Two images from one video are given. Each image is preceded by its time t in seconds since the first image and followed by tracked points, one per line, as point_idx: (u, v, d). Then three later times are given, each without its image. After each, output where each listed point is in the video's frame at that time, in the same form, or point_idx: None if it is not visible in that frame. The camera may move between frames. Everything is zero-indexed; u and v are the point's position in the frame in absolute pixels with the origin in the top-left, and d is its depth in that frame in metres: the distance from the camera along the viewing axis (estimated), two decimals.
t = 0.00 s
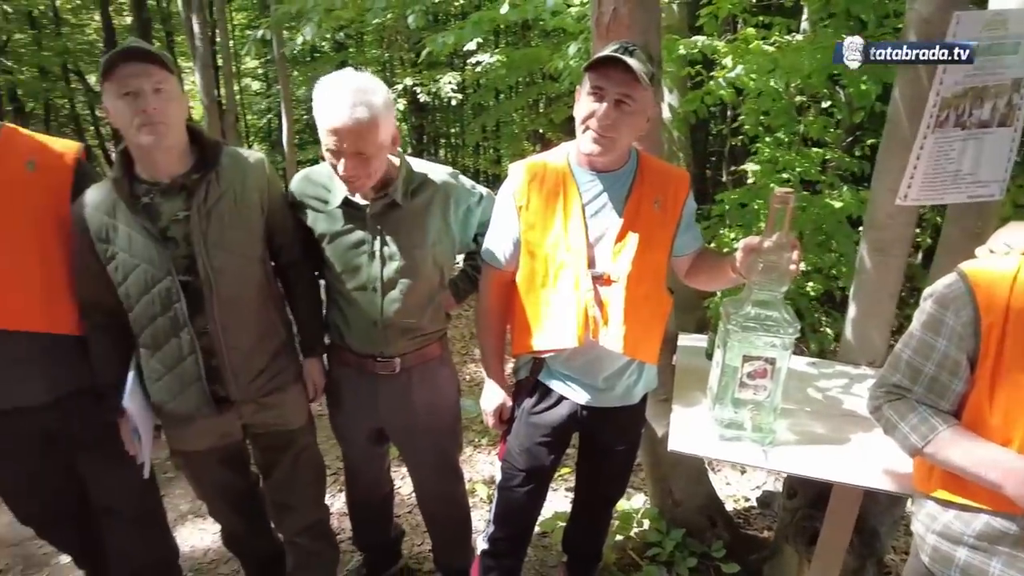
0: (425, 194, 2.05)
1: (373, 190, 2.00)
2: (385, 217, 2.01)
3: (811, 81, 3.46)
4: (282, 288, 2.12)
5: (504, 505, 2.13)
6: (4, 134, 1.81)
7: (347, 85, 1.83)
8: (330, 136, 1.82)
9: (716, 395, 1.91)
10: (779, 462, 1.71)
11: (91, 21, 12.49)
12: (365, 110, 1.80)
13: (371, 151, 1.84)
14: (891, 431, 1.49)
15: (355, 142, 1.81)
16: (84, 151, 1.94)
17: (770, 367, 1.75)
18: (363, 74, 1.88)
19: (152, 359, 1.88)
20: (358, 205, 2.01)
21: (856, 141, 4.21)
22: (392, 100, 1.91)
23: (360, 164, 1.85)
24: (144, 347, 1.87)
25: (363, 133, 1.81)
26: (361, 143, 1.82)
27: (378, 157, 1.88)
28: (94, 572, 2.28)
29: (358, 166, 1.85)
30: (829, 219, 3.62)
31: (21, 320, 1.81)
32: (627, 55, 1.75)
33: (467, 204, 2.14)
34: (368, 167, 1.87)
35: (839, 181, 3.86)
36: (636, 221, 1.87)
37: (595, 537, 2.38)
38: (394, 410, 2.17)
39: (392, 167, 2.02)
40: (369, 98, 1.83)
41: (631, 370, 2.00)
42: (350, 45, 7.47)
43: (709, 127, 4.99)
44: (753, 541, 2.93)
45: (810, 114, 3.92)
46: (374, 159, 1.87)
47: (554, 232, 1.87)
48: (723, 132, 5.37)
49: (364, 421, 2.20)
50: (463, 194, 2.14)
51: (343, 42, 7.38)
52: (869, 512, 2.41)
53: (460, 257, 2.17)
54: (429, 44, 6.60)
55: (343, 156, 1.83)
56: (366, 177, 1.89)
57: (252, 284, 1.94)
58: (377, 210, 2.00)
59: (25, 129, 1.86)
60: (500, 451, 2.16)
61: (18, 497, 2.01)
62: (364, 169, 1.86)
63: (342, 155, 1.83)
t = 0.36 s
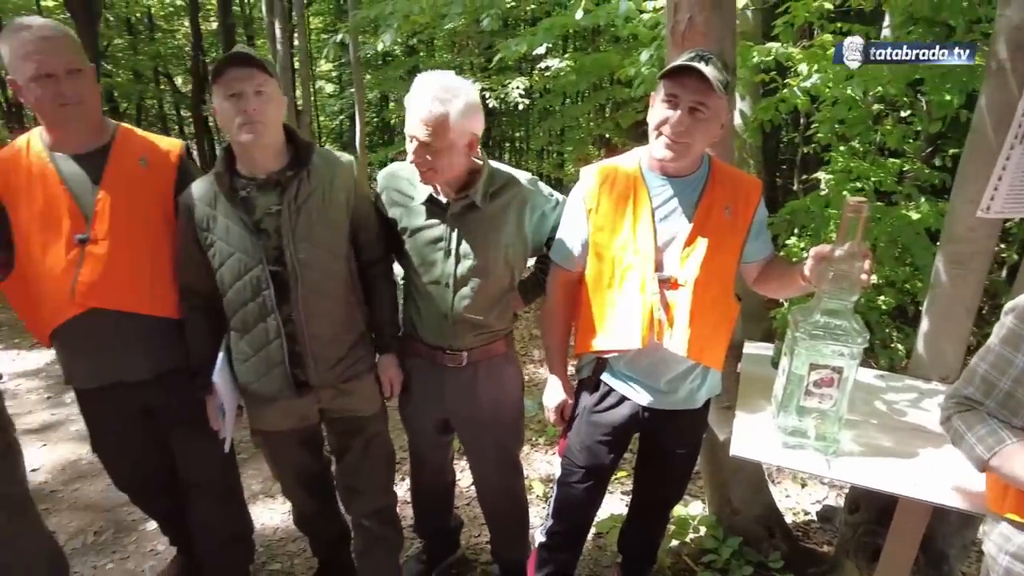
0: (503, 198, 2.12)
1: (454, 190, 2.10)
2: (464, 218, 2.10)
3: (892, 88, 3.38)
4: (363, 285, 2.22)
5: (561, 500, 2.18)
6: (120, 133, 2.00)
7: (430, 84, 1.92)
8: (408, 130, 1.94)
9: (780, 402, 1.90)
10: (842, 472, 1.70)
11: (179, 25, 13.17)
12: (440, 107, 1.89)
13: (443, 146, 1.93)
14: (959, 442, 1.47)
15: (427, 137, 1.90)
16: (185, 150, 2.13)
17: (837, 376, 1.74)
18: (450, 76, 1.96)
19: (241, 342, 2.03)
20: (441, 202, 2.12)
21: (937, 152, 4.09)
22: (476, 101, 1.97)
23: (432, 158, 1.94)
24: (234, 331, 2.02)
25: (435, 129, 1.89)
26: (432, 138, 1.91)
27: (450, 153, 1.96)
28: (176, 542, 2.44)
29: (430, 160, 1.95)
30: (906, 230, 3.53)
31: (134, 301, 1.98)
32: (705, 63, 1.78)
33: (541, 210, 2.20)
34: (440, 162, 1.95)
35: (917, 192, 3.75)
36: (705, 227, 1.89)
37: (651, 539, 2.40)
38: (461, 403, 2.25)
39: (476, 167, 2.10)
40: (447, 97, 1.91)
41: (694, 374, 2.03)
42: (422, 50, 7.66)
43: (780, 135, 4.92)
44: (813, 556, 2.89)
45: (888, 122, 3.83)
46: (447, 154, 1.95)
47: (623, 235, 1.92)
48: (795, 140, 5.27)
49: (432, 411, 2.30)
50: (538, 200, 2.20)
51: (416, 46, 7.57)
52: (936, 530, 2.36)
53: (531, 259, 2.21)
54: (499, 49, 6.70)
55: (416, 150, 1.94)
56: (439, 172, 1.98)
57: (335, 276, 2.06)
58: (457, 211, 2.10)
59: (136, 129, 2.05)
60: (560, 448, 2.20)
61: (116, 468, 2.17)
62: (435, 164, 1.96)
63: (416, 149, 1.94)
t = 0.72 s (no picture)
0: (557, 198, 2.21)
1: (510, 190, 2.18)
2: (519, 217, 2.19)
3: (941, 95, 3.37)
4: (420, 277, 2.34)
5: (602, 493, 2.24)
6: (197, 132, 2.14)
7: (493, 88, 2.03)
8: (469, 131, 2.04)
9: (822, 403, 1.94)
10: (883, 471, 1.73)
11: (230, 30, 13.60)
12: (499, 110, 1.99)
13: (499, 146, 2.02)
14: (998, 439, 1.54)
15: (485, 137, 2.01)
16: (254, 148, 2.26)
17: (880, 376, 1.79)
18: (513, 82, 2.05)
19: (304, 329, 2.16)
20: (498, 200, 2.22)
21: (989, 160, 4.04)
22: (535, 107, 2.06)
23: (489, 157, 2.04)
24: (299, 319, 2.16)
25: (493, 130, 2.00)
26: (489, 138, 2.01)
27: (506, 153, 2.04)
28: (233, 520, 2.57)
29: (487, 160, 2.05)
30: (954, 239, 3.50)
31: (206, 288, 2.12)
32: (752, 70, 1.83)
33: (593, 211, 2.27)
34: (496, 161, 2.04)
35: (967, 201, 3.72)
36: (751, 228, 1.95)
37: (689, 535, 2.44)
38: (507, 394, 2.34)
39: (532, 169, 2.19)
40: (507, 100, 2.01)
41: (738, 373, 2.07)
42: (466, 55, 7.80)
43: (826, 142, 4.91)
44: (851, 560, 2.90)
45: (937, 130, 3.81)
46: (503, 155, 2.04)
47: (670, 234, 1.98)
48: (841, 148, 5.24)
49: (479, 402, 2.39)
50: (590, 202, 2.26)
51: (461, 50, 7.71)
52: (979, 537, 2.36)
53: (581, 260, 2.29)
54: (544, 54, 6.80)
55: (475, 149, 2.04)
56: (495, 171, 2.07)
57: (392, 269, 2.17)
58: (513, 210, 2.19)
59: (211, 128, 2.19)
60: (603, 441, 2.28)
61: (183, 446, 2.31)
62: (491, 163, 2.05)
63: (474, 148, 2.04)
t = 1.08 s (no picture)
0: (597, 199, 2.27)
1: (552, 191, 2.25)
2: (560, 217, 2.26)
3: (983, 104, 3.36)
4: (463, 272, 2.42)
5: (636, 488, 2.28)
6: (254, 130, 2.25)
7: (540, 91, 2.11)
8: (517, 132, 2.12)
9: (856, 404, 1.96)
10: (916, 473, 1.75)
11: (270, 33, 13.89)
12: (545, 111, 2.06)
13: (545, 146, 2.09)
14: None
15: (531, 137, 2.08)
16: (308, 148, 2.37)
17: (916, 378, 1.82)
18: (560, 86, 2.13)
19: (353, 320, 2.26)
20: (540, 200, 2.28)
21: None
22: (580, 109, 2.13)
23: (535, 157, 2.11)
24: (348, 310, 2.25)
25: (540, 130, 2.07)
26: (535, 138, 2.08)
27: (552, 153, 2.10)
28: (277, 504, 2.67)
29: (532, 160, 2.11)
30: (993, 248, 3.49)
31: (260, 279, 2.23)
32: (792, 77, 1.88)
33: (633, 212, 2.32)
34: (541, 161, 2.11)
35: (1007, 210, 3.69)
36: (789, 231, 1.99)
37: (720, 534, 2.48)
38: (544, 388, 2.40)
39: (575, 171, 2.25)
40: (554, 102, 2.08)
41: (773, 374, 2.11)
42: (502, 60, 7.89)
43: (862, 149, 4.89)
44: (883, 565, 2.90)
45: (978, 139, 3.79)
46: (548, 155, 2.10)
47: (709, 236, 2.03)
48: (879, 156, 5.22)
49: (516, 396, 2.45)
50: (630, 203, 2.31)
51: (498, 54, 7.80)
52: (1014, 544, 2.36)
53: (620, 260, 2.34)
54: (580, 58, 6.86)
55: (521, 149, 2.11)
56: (539, 171, 2.13)
57: (437, 264, 2.26)
58: (555, 210, 2.25)
59: (267, 127, 2.30)
60: (637, 437, 2.32)
61: (232, 430, 2.41)
62: (537, 163, 2.11)
63: (521, 149, 2.12)
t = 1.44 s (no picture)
0: (638, 199, 2.32)
1: (595, 190, 2.31)
2: (600, 216, 2.31)
3: None
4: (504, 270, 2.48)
5: (672, 485, 2.32)
6: (307, 132, 2.35)
7: (586, 87, 2.17)
8: (560, 125, 2.19)
9: (895, 405, 1.95)
10: (957, 475, 1.73)
11: (308, 37, 14.15)
12: (587, 103, 2.13)
13: (586, 136, 2.14)
14: None
15: (573, 128, 2.14)
16: (358, 148, 2.46)
17: (956, 381, 1.83)
18: (604, 82, 2.19)
19: (399, 315, 2.34)
20: (581, 199, 2.34)
21: None
22: (622, 103, 2.16)
23: (576, 151, 2.17)
24: (394, 305, 2.34)
25: (581, 121, 2.13)
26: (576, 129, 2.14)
27: (592, 144, 2.15)
28: (320, 492, 2.76)
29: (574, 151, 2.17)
30: None
31: (310, 273, 2.32)
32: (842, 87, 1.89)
33: (673, 212, 2.34)
34: (581, 152, 2.16)
35: None
36: (831, 233, 2.01)
37: (755, 533, 2.49)
38: (581, 385, 2.45)
39: (616, 172, 2.31)
40: (597, 96, 2.13)
41: (811, 374, 2.13)
42: (538, 64, 7.95)
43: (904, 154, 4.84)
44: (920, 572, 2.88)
45: None
46: (589, 147, 2.15)
47: (750, 236, 2.06)
48: (921, 161, 5.15)
49: (554, 392, 2.51)
50: (670, 203, 2.34)
51: (534, 57, 7.86)
52: None
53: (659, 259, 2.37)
54: (616, 62, 6.88)
55: (563, 141, 2.18)
56: (580, 162, 2.18)
57: (480, 262, 2.32)
58: (594, 210, 2.30)
59: (319, 129, 2.40)
60: (674, 434, 2.35)
61: (280, 419, 2.50)
62: (578, 154, 2.17)
63: (563, 140, 2.18)
